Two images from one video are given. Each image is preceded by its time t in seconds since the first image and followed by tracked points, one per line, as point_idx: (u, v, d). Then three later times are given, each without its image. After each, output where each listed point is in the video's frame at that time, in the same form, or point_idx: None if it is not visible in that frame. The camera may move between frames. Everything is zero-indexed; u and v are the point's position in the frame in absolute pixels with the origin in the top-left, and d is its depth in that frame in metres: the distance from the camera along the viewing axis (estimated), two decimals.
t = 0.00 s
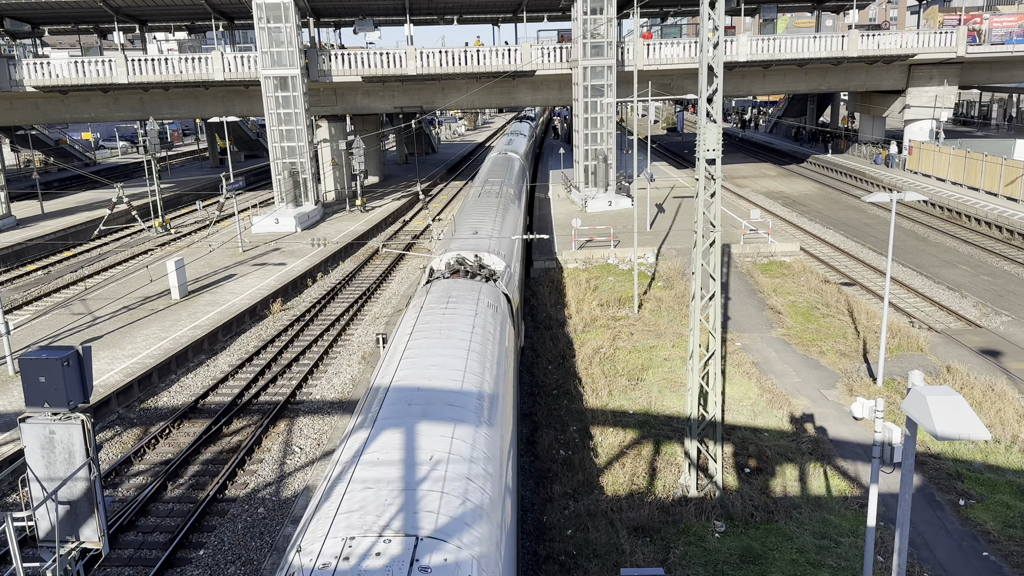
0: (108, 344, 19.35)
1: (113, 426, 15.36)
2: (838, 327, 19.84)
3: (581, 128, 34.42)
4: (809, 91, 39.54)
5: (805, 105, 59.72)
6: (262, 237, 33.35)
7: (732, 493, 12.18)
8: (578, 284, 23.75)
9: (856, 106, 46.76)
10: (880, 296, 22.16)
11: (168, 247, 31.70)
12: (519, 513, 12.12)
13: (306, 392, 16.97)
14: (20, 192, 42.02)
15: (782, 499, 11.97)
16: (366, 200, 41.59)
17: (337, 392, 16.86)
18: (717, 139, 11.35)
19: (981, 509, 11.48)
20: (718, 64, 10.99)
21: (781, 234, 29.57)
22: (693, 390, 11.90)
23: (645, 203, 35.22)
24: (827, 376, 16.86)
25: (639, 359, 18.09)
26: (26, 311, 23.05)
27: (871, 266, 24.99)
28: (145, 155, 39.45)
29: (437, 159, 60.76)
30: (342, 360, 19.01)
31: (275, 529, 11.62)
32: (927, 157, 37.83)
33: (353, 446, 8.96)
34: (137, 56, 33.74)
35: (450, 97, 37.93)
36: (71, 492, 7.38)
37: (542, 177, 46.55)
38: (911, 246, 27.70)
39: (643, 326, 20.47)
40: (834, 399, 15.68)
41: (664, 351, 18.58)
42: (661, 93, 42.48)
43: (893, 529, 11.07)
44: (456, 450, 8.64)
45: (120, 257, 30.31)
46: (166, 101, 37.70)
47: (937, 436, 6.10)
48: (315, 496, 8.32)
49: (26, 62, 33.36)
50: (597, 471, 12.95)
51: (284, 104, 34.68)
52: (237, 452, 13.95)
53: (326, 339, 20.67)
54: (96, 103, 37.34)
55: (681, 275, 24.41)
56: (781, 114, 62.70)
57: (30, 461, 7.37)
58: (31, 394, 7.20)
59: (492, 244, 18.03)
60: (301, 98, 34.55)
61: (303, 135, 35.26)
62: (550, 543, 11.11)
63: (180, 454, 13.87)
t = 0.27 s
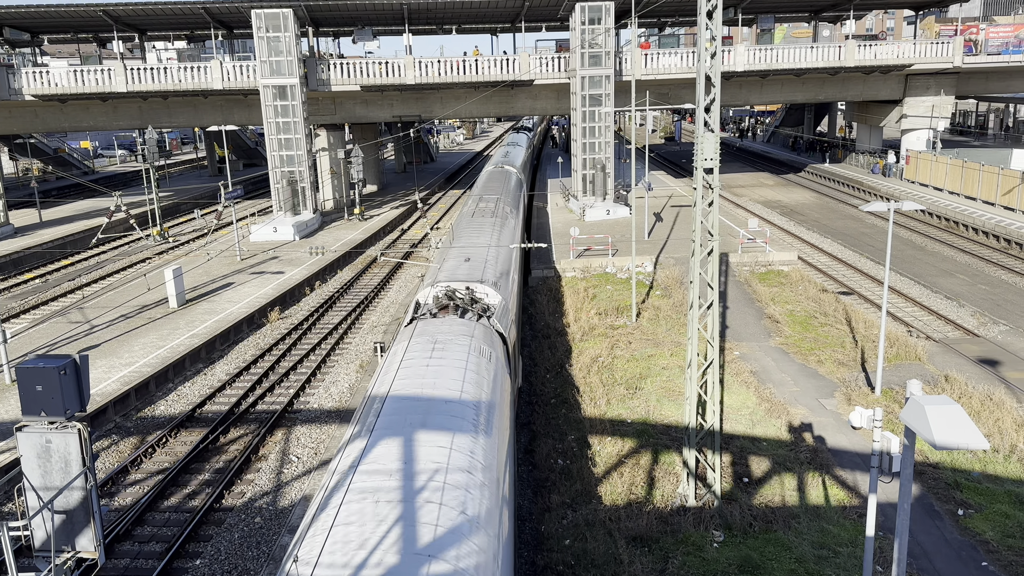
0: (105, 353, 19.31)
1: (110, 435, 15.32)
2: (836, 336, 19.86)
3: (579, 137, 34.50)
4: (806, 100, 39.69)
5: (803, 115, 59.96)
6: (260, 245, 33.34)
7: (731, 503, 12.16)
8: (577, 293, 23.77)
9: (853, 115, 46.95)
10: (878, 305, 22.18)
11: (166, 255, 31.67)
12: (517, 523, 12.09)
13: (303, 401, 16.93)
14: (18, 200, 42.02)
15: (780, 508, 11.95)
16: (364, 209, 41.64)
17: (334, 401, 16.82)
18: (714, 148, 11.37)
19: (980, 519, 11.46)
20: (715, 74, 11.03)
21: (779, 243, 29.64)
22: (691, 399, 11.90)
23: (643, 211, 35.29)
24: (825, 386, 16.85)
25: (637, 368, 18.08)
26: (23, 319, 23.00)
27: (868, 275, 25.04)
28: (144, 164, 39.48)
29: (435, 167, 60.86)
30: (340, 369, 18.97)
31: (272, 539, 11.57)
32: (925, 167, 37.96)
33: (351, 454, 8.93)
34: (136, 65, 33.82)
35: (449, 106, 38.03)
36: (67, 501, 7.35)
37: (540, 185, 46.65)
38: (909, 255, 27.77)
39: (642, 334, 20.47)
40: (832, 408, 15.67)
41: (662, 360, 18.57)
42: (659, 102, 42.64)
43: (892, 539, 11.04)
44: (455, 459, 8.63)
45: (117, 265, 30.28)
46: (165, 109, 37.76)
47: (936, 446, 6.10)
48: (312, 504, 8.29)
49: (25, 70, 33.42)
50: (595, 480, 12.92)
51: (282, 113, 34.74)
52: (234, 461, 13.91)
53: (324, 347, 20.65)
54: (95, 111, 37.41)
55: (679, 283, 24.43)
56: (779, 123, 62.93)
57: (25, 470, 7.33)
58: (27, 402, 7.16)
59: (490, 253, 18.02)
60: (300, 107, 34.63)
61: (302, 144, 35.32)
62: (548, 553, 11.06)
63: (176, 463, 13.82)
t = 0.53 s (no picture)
0: (103, 362, 19.27)
1: (107, 444, 15.27)
2: (835, 345, 19.86)
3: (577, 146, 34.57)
4: (804, 110, 39.82)
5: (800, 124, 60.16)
6: (259, 254, 33.35)
7: (730, 512, 12.13)
8: (575, 302, 23.77)
9: (851, 125, 47.11)
10: (876, 315, 22.19)
11: (164, 264, 31.66)
12: (516, 532, 12.04)
13: (301, 410, 16.89)
14: (17, 209, 42.04)
15: (779, 518, 11.92)
16: (363, 218, 41.66)
17: (332, 410, 16.79)
18: (712, 157, 11.41)
19: (979, 529, 11.43)
20: (713, 83, 11.08)
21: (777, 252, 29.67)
22: (690, 409, 11.89)
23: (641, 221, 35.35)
24: (824, 395, 16.83)
25: (636, 377, 18.06)
26: (21, 328, 22.97)
27: (867, 284, 25.08)
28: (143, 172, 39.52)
29: (433, 176, 60.93)
30: (338, 378, 18.94)
31: (269, 549, 11.52)
32: (922, 176, 38.07)
33: (350, 463, 8.91)
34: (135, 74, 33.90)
35: (448, 115, 38.10)
36: (64, 511, 7.32)
37: (539, 195, 46.72)
38: (907, 265, 27.81)
39: (640, 343, 20.47)
40: (831, 418, 15.65)
41: (661, 369, 18.57)
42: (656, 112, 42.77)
43: (891, 549, 11.01)
44: (453, 469, 8.61)
45: (116, 274, 30.26)
46: (164, 118, 37.82)
47: (935, 456, 6.09)
48: (310, 514, 8.25)
49: (25, 79, 33.51)
50: (594, 490, 12.88)
51: (281, 122, 34.78)
52: (232, 471, 13.87)
53: (322, 356, 20.62)
54: (94, 120, 37.47)
55: (678, 292, 24.45)
56: (776, 133, 63.11)
57: (23, 480, 7.31)
58: (26, 412, 7.16)
59: (488, 262, 18.03)
60: (298, 116, 34.66)
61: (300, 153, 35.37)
62: (546, 563, 11.01)
63: (173, 472, 13.77)
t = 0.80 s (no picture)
0: (101, 370, 19.23)
1: (105, 453, 15.23)
2: (834, 353, 19.86)
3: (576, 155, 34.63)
4: (802, 119, 39.92)
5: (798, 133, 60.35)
6: (258, 262, 33.34)
7: (729, 521, 12.10)
8: (574, 310, 23.77)
9: (849, 134, 47.24)
10: (875, 323, 22.20)
11: (163, 273, 31.64)
12: (514, 542, 12.01)
13: (299, 419, 16.86)
14: (16, 218, 42.03)
15: (778, 527, 11.88)
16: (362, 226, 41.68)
17: (331, 419, 16.76)
18: (710, 166, 11.41)
19: (979, 538, 11.40)
20: (711, 92, 11.10)
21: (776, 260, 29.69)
22: (689, 417, 11.88)
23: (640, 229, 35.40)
24: (824, 404, 16.81)
25: (635, 385, 18.04)
26: (19, 336, 22.92)
27: (865, 293, 25.10)
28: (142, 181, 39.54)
29: (432, 185, 60.99)
30: (337, 386, 18.91)
31: (268, 558, 11.47)
32: (921, 185, 38.16)
33: (349, 472, 8.89)
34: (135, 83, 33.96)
35: (447, 124, 38.17)
36: (60, 521, 7.29)
37: (538, 203, 46.78)
38: (905, 273, 27.84)
39: (639, 352, 20.45)
40: (830, 426, 15.63)
41: (660, 377, 18.56)
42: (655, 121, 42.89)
43: (891, 558, 10.98)
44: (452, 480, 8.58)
45: (114, 282, 30.23)
46: (163, 126, 37.87)
47: (935, 464, 6.09)
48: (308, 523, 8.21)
49: (25, 88, 33.57)
50: (593, 499, 12.85)
51: (280, 131, 34.81)
52: (230, 480, 13.83)
53: (320, 364, 20.59)
54: (94, 129, 37.52)
55: (677, 301, 24.45)
56: (775, 142, 63.27)
57: (20, 488, 7.28)
58: (23, 421, 7.13)
59: (487, 270, 18.01)
60: (297, 125, 34.68)
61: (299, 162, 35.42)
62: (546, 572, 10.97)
63: (171, 482, 13.72)
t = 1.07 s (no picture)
0: (100, 378, 19.20)
1: (104, 461, 15.19)
2: (833, 360, 19.86)
3: (575, 162, 34.67)
4: (801, 126, 40.01)
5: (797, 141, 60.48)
6: (257, 270, 33.34)
7: (729, 529, 12.07)
8: (573, 317, 23.77)
9: (848, 141, 47.35)
10: (874, 330, 22.21)
11: (162, 280, 31.62)
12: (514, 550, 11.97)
13: (298, 426, 16.83)
14: (15, 225, 42.03)
15: (778, 535, 11.85)
16: (361, 233, 41.70)
17: (329, 426, 16.73)
18: (709, 174, 11.42)
19: (979, 546, 11.37)
20: (710, 100, 11.11)
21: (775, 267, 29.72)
22: (689, 425, 11.86)
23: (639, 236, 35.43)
24: (823, 411, 16.79)
25: (634, 393, 18.02)
26: (17, 344, 22.88)
27: (864, 300, 25.12)
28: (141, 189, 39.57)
29: (432, 192, 61.05)
30: (336, 394, 18.88)
31: (267, 566, 11.44)
32: (919, 193, 38.23)
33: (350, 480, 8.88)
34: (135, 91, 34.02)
35: (447, 131, 38.23)
36: (59, 528, 7.28)
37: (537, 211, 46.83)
38: (904, 280, 27.87)
39: (639, 359, 20.44)
40: (830, 434, 15.62)
41: (659, 385, 18.55)
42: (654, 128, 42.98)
43: (892, 566, 10.96)
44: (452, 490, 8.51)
45: (113, 290, 30.20)
46: (163, 134, 37.92)
47: (934, 472, 6.08)
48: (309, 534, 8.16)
49: (25, 96, 33.62)
50: (592, 507, 12.81)
51: (280, 138, 34.84)
52: (228, 487, 13.80)
53: (319, 372, 20.56)
54: (93, 136, 37.55)
55: (676, 308, 24.46)
56: (774, 149, 63.41)
57: (18, 496, 7.27)
58: (21, 429, 7.10)
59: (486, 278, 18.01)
60: (297, 132, 34.68)
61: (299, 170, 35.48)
62: None
63: (169, 489, 13.68)
